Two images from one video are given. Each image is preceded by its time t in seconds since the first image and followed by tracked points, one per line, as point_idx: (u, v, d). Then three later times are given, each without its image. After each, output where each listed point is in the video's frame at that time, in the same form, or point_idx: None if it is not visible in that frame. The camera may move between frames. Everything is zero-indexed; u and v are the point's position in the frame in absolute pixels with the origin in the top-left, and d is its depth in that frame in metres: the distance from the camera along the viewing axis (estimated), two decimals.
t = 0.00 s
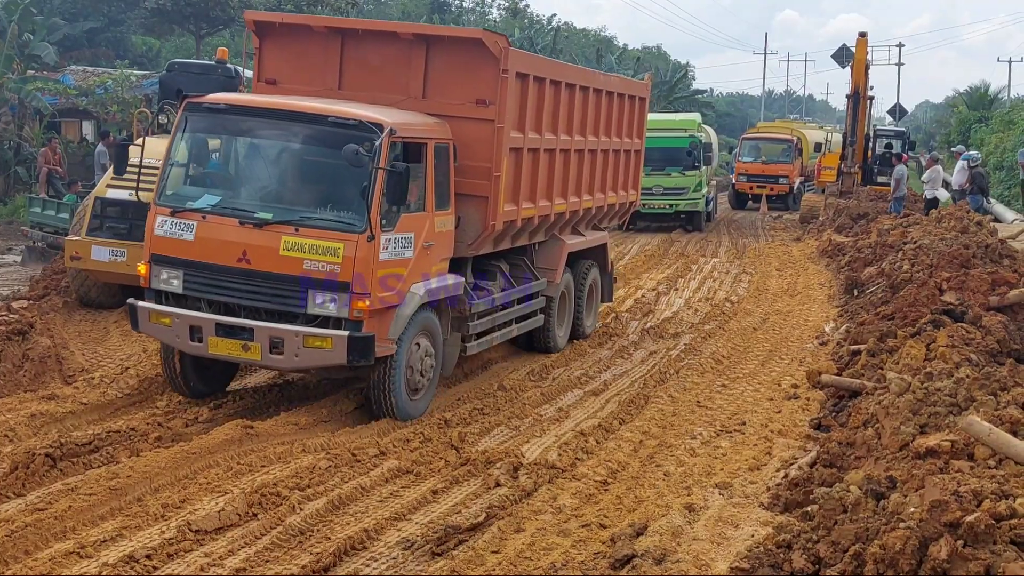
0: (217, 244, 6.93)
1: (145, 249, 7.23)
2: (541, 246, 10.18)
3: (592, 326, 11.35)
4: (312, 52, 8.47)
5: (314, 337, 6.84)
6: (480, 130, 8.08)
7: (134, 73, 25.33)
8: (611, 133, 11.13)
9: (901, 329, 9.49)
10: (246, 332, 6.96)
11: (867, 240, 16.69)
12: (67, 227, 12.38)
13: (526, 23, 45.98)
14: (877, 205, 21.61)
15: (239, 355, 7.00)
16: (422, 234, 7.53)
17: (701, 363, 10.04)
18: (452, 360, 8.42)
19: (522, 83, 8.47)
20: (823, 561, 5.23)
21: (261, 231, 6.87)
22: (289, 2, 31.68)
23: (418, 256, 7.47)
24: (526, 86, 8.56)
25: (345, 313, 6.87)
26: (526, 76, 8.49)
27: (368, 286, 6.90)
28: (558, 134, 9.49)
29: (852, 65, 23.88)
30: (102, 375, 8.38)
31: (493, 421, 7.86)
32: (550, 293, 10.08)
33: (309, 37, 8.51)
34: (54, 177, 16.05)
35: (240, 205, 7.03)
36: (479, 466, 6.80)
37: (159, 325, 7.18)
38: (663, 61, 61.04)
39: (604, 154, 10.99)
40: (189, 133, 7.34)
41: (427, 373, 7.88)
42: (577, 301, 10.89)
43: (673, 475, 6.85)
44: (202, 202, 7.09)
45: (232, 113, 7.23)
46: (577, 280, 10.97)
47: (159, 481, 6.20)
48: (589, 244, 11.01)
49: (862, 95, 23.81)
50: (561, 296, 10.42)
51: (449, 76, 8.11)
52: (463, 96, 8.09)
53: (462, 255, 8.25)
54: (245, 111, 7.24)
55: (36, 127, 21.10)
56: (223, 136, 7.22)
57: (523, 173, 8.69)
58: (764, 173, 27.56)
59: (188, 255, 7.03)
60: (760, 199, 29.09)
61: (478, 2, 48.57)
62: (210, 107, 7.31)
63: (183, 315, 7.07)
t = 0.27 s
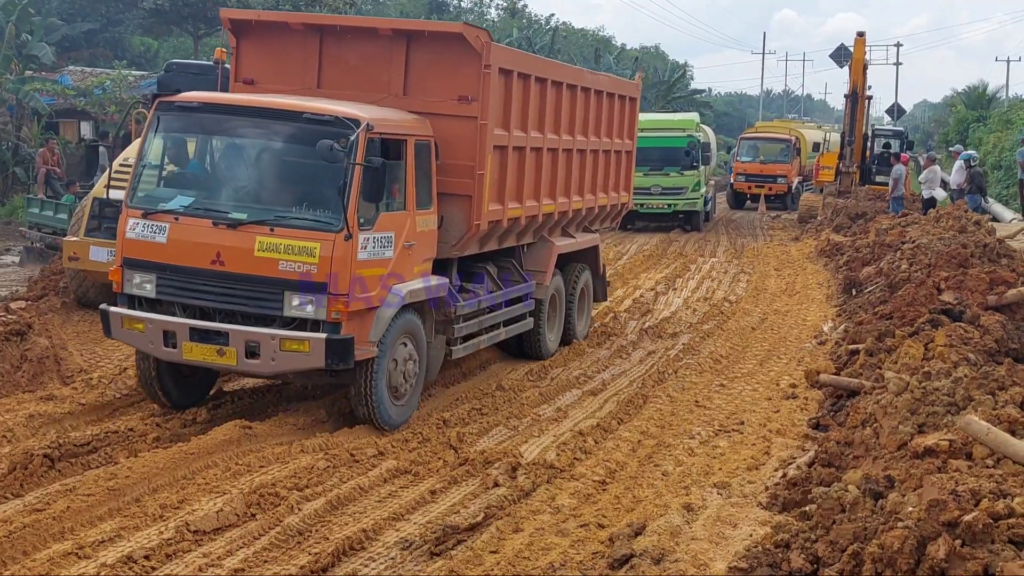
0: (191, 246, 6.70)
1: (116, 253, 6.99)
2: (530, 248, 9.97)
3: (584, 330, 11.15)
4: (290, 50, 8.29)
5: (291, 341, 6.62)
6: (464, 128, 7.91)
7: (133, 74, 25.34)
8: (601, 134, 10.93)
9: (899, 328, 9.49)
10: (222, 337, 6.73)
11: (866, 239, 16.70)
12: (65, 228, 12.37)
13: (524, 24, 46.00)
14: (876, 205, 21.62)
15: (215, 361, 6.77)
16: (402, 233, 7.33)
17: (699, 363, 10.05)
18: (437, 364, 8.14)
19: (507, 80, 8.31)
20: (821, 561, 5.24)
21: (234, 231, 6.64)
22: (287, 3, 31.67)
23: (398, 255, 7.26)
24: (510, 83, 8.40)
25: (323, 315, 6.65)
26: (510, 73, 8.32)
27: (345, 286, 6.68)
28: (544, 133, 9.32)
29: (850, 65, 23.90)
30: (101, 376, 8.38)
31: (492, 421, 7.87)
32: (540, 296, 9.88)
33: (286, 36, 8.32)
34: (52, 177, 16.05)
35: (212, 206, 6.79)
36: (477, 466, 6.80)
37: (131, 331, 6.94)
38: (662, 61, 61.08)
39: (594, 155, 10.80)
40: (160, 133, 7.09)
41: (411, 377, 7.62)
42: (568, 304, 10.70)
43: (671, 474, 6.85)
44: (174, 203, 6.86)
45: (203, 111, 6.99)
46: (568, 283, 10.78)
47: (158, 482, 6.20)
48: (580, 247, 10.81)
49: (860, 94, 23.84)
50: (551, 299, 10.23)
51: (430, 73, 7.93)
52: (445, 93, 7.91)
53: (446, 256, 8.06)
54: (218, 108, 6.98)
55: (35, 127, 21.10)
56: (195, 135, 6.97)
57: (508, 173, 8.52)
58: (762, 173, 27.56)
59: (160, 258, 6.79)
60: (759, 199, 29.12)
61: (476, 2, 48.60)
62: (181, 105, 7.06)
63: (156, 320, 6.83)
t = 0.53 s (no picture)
0: (159, 257, 6.51)
1: (83, 265, 6.80)
2: (517, 250, 9.78)
3: (575, 333, 10.98)
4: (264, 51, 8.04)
5: (263, 354, 6.43)
6: (444, 131, 7.66)
7: (131, 74, 25.34)
8: (590, 131, 10.67)
9: (898, 327, 9.49)
10: (191, 351, 6.54)
11: (864, 238, 16.70)
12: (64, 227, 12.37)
13: (523, 23, 46.01)
14: (875, 204, 21.62)
15: (184, 376, 6.58)
16: (378, 240, 7.12)
17: (698, 361, 10.05)
18: (417, 376, 7.98)
19: (489, 80, 8.09)
20: (820, 559, 5.24)
21: (202, 242, 6.44)
22: (286, 2, 31.66)
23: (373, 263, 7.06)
24: (491, 82, 8.14)
25: (295, 328, 6.46)
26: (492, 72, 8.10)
27: (318, 298, 6.49)
28: (529, 133, 9.06)
29: (849, 63, 23.90)
30: (99, 375, 8.37)
31: (490, 420, 7.87)
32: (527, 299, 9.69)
33: (259, 36, 8.06)
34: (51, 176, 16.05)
35: (181, 215, 6.59)
36: (476, 465, 6.80)
37: (98, 345, 6.75)
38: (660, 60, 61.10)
39: (583, 154, 10.54)
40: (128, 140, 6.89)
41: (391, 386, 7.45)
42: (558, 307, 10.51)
43: (670, 473, 6.85)
44: (141, 213, 6.66)
45: (170, 116, 6.78)
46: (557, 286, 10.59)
47: (156, 481, 6.19)
48: (570, 248, 10.61)
49: (858, 93, 23.85)
50: (539, 302, 10.03)
51: (408, 74, 7.68)
52: (423, 95, 7.66)
53: (426, 262, 7.82)
54: (187, 115, 6.77)
55: (34, 127, 21.10)
56: (164, 142, 6.76)
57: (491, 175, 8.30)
58: (761, 172, 27.54)
59: (128, 270, 6.60)
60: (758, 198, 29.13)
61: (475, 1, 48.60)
62: (149, 111, 6.86)
63: (124, 334, 6.63)
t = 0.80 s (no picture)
0: (132, 262, 6.35)
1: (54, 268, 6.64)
2: (508, 251, 9.60)
3: (568, 335, 10.81)
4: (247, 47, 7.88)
5: (238, 363, 6.29)
6: (430, 130, 7.50)
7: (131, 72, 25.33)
8: (586, 129, 10.46)
9: (897, 325, 9.49)
10: (164, 359, 6.39)
11: (864, 236, 16.68)
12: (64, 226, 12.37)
13: (523, 21, 45.99)
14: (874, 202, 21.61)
15: (158, 384, 6.44)
16: (360, 244, 6.96)
17: (697, 359, 10.05)
18: (401, 382, 7.79)
19: (479, 78, 7.93)
20: (819, 557, 5.24)
21: (175, 247, 6.28)
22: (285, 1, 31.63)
23: (355, 268, 6.90)
24: (481, 81, 7.97)
25: (271, 336, 6.32)
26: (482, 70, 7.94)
27: (296, 305, 6.33)
28: (521, 132, 8.88)
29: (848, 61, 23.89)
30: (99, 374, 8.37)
31: (489, 419, 7.87)
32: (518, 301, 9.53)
33: (243, 31, 7.90)
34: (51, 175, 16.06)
35: (155, 218, 6.43)
36: (475, 464, 6.80)
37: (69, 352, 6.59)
38: (660, 58, 61.08)
39: (578, 151, 10.35)
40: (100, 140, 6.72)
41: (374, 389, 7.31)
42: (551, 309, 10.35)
43: (669, 471, 6.85)
44: (114, 216, 6.50)
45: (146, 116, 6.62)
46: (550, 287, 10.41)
47: (155, 480, 6.19)
48: (563, 247, 10.43)
49: (858, 91, 23.84)
50: (531, 305, 9.86)
51: (394, 73, 7.52)
52: (409, 94, 7.50)
53: (412, 266, 7.66)
54: (164, 114, 6.63)
55: (33, 126, 21.09)
56: (139, 141, 6.62)
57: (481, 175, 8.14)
58: (761, 170, 27.51)
59: (100, 275, 6.44)
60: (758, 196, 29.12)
61: None
62: (123, 110, 6.70)
63: (95, 341, 6.48)
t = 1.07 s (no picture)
0: (108, 253, 6.19)
1: (30, 260, 6.49)
2: (501, 250, 9.43)
3: (562, 336, 10.64)
4: (234, 35, 7.73)
5: (217, 359, 6.10)
6: (420, 123, 7.37)
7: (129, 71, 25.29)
8: (581, 128, 10.34)
9: (897, 323, 9.49)
10: (141, 354, 6.21)
11: (863, 235, 16.68)
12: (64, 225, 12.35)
13: (522, 20, 45.95)
14: (874, 200, 21.61)
15: (134, 380, 6.25)
16: (346, 238, 6.82)
17: (697, 358, 10.06)
18: (390, 379, 7.63)
19: (472, 70, 7.81)
20: (819, 555, 5.23)
21: (153, 238, 6.12)
22: None
23: (341, 263, 6.75)
24: (474, 73, 7.84)
25: (252, 331, 6.16)
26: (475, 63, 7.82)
27: (277, 299, 6.17)
28: (514, 128, 8.76)
29: (848, 60, 23.89)
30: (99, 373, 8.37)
31: (489, 417, 7.87)
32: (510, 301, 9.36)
33: (229, 18, 7.72)
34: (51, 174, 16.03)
35: (134, 208, 6.28)
36: (475, 462, 6.80)
37: (45, 346, 6.42)
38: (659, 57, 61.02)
39: (573, 151, 10.27)
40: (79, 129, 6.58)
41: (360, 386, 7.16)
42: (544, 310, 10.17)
43: (669, 470, 6.85)
44: (92, 206, 6.36)
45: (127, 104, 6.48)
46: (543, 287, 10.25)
47: (155, 478, 6.18)
48: (557, 248, 10.27)
49: (857, 90, 23.84)
50: (523, 305, 9.69)
51: (383, 63, 7.38)
52: (400, 85, 7.36)
53: (401, 262, 7.55)
54: (146, 101, 6.49)
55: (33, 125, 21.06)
56: (118, 130, 6.47)
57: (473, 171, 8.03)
58: (761, 168, 27.48)
59: (77, 266, 6.29)
60: (757, 195, 29.10)
61: None
62: (103, 97, 6.56)
63: (71, 335, 6.31)
